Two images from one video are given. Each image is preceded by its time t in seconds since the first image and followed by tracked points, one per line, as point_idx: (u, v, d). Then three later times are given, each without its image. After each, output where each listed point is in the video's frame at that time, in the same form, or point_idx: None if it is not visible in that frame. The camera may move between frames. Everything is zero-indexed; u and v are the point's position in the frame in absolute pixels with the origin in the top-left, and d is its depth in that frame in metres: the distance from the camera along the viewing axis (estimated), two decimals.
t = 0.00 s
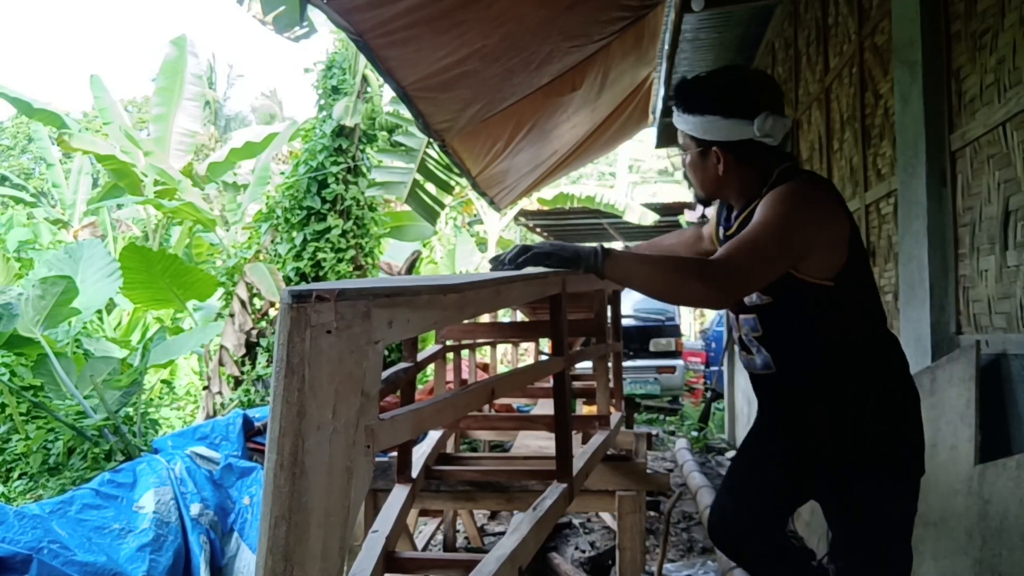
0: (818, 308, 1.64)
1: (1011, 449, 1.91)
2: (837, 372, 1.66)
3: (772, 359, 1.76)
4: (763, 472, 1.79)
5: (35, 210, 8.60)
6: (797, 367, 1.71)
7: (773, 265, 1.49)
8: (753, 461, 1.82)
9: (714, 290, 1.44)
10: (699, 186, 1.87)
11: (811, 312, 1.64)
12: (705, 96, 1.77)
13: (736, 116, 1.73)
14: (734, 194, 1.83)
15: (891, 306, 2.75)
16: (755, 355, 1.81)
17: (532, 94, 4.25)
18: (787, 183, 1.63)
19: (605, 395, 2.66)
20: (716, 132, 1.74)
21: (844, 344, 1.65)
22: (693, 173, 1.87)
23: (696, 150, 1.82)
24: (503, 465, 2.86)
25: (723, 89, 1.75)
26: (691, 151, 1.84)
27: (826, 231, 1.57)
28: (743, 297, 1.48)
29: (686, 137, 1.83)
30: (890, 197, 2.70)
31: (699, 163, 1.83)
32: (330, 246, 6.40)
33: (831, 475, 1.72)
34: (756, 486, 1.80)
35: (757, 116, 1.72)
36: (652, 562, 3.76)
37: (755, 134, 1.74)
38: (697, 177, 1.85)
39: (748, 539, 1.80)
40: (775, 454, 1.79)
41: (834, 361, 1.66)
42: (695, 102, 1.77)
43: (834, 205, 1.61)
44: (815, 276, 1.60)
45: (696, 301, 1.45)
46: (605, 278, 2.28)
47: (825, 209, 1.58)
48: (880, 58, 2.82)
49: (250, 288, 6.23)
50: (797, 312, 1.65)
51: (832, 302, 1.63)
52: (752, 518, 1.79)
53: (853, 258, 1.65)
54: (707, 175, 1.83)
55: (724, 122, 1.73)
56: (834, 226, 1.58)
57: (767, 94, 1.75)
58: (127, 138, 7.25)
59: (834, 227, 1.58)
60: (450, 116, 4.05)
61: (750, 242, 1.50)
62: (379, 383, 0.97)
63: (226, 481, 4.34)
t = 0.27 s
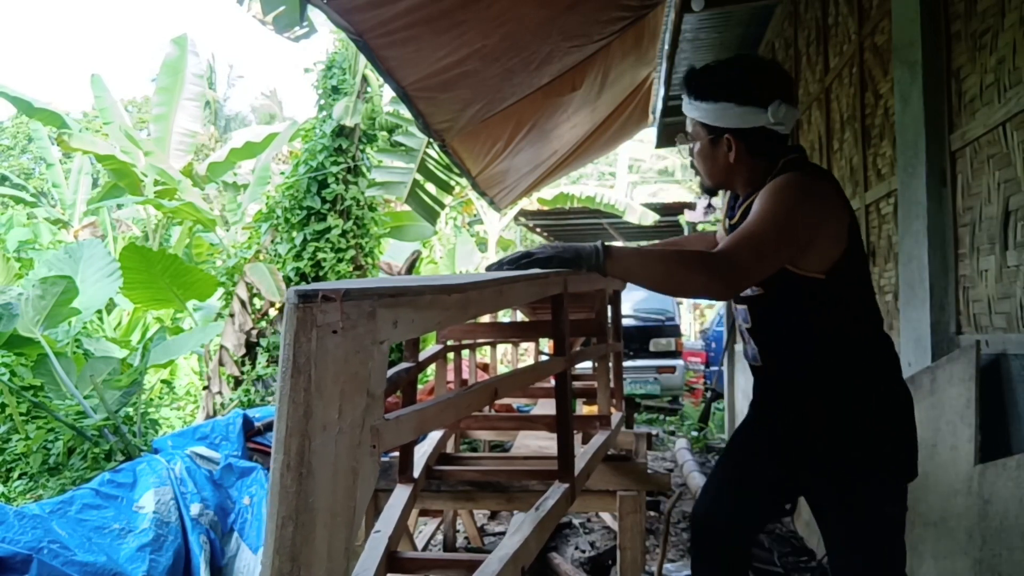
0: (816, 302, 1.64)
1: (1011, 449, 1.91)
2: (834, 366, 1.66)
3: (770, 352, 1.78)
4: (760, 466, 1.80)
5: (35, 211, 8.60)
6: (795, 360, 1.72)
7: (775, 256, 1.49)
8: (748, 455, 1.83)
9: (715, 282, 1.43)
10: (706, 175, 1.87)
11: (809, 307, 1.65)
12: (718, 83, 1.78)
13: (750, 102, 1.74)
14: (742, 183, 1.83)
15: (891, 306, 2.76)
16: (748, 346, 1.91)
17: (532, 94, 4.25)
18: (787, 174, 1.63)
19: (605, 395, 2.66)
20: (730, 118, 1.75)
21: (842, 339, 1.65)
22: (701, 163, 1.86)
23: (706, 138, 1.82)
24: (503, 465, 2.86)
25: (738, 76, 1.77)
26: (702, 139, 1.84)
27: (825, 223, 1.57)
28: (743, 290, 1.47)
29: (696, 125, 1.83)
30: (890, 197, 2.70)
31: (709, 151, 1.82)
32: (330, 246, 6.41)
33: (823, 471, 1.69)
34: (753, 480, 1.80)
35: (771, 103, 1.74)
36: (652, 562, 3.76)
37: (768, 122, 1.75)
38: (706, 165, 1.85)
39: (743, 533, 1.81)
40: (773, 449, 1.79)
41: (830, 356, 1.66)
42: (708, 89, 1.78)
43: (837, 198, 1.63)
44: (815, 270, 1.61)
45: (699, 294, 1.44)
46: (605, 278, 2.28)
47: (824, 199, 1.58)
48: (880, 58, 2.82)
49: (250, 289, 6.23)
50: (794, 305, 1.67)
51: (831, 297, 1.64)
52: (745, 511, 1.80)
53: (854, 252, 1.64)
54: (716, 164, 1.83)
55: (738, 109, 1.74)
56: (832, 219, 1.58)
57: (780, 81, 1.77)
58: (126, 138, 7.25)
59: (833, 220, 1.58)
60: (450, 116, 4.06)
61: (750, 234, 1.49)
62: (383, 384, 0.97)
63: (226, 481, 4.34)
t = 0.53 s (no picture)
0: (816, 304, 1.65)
1: (1011, 449, 1.91)
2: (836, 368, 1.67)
3: (765, 351, 1.75)
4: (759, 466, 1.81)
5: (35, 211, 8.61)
6: (795, 361, 1.70)
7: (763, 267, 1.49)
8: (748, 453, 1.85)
9: (714, 286, 1.43)
10: (697, 174, 1.85)
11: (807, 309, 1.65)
12: (714, 84, 1.76)
13: (748, 107, 1.74)
14: (732, 184, 1.82)
15: (891, 306, 2.75)
16: (733, 350, 1.87)
17: (532, 94, 4.25)
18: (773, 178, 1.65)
19: (605, 395, 2.66)
20: (727, 121, 1.74)
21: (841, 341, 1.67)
22: (692, 162, 1.85)
23: (700, 137, 1.80)
24: (503, 465, 2.86)
25: (734, 78, 1.76)
26: (695, 138, 1.82)
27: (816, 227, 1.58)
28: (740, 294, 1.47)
29: (690, 124, 1.82)
30: (890, 197, 2.70)
31: (703, 151, 1.81)
32: (330, 246, 6.42)
33: (815, 476, 1.70)
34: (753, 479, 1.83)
35: (769, 108, 1.74)
36: (652, 562, 3.76)
37: (763, 126, 1.75)
38: (697, 164, 1.83)
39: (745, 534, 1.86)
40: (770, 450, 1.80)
41: (830, 356, 1.67)
42: (705, 90, 1.77)
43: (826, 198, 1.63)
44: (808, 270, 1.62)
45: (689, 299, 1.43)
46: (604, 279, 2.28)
47: (813, 205, 1.59)
48: (880, 58, 2.82)
49: (250, 289, 6.25)
50: (794, 306, 1.66)
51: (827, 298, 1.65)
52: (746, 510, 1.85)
53: (843, 255, 1.67)
54: (708, 164, 1.81)
55: (736, 112, 1.73)
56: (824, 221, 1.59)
57: (777, 87, 1.77)
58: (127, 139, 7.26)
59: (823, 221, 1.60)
60: (450, 116, 4.05)
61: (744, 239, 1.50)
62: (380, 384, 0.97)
63: (226, 481, 4.35)
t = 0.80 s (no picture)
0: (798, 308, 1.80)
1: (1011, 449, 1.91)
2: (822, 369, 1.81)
3: (749, 351, 1.83)
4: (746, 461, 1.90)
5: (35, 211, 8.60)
6: (794, 361, 1.81)
7: (754, 252, 1.54)
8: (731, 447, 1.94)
9: (715, 285, 1.45)
10: (648, 173, 1.92)
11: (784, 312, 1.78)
12: (662, 84, 1.84)
13: (695, 103, 1.82)
14: (683, 181, 1.89)
15: (891, 306, 2.75)
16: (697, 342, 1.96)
17: (532, 94, 4.25)
18: (731, 178, 1.73)
19: (605, 395, 2.66)
20: (676, 118, 1.81)
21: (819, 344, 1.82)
22: (643, 161, 1.91)
23: (650, 136, 1.87)
24: (503, 465, 2.86)
25: (679, 78, 1.84)
26: (645, 138, 1.88)
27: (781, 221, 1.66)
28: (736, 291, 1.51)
29: (641, 124, 1.88)
30: (890, 197, 2.70)
31: (653, 149, 1.87)
32: (330, 246, 6.44)
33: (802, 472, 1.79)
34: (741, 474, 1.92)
35: (715, 105, 1.82)
36: (652, 562, 3.76)
37: (712, 122, 1.83)
38: (648, 164, 1.90)
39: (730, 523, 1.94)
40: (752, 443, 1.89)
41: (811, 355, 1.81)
42: (654, 89, 1.84)
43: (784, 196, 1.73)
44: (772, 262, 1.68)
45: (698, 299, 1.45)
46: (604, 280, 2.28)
47: (775, 193, 1.68)
48: (880, 57, 2.82)
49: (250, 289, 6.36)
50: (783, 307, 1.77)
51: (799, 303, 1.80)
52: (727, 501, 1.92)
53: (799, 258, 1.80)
54: (660, 163, 1.88)
55: (685, 109, 1.81)
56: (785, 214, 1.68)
57: (720, 84, 1.85)
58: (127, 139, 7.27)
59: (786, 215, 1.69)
60: (450, 116, 4.05)
61: (728, 239, 1.54)
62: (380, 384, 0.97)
63: (226, 481, 4.37)
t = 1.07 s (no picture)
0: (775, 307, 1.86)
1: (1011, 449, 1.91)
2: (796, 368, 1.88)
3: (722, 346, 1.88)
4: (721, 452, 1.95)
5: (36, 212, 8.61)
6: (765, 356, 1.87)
7: (743, 245, 1.58)
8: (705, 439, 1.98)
9: (709, 286, 1.48)
10: (621, 172, 1.92)
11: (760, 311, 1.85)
12: (637, 84, 1.86)
13: (671, 103, 1.84)
14: (657, 181, 1.91)
15: (891, 306, 2.75)
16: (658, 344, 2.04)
17: (532, 94, 4.25)
18: (708, 176, 1.75)
19: (605, 395, 2.66)
20: (653, 117, 1.83)
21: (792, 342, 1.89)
22: (617, 160, 1.91)
23: (626, 135, 1.88)
24: (503, 465, 2.86)
25: (655, 79, 1.86)
26: (620, 137, 1.89)
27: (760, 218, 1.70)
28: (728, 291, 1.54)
29: (616, 123, 1.90)
30: (890, 197, 2.70)
31: (628, 149, 1.88)
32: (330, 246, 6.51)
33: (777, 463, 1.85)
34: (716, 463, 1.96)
35: (690, 105, 1.85)
36: (652, 562, 3.76)
37: (688, 122, 1.86)
38: (623, 162, 1.90)
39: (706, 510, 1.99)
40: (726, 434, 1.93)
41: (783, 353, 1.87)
42: (630, 89, 1.86)
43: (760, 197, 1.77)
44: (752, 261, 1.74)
45: (701, 296, 1.48)
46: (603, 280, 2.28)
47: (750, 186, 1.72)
48: (880, 57, 2.82)
49: (250, 289, 6.41)
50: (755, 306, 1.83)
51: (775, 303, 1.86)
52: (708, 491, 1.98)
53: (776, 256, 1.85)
54: (634, 162, 1.89)
55: (660, 108, 1.83)
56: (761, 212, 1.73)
57: (693, 86, 1.89)
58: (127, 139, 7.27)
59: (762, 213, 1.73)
60: (450, 116, 4.05)
61: (719, 238, 1.57)
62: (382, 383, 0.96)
63: (226, 482, 4.37)
